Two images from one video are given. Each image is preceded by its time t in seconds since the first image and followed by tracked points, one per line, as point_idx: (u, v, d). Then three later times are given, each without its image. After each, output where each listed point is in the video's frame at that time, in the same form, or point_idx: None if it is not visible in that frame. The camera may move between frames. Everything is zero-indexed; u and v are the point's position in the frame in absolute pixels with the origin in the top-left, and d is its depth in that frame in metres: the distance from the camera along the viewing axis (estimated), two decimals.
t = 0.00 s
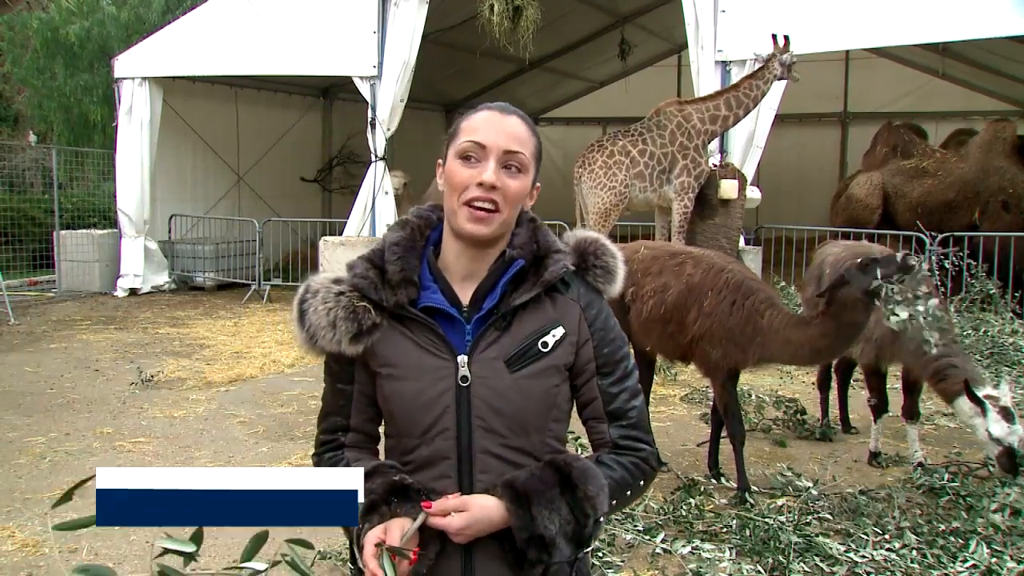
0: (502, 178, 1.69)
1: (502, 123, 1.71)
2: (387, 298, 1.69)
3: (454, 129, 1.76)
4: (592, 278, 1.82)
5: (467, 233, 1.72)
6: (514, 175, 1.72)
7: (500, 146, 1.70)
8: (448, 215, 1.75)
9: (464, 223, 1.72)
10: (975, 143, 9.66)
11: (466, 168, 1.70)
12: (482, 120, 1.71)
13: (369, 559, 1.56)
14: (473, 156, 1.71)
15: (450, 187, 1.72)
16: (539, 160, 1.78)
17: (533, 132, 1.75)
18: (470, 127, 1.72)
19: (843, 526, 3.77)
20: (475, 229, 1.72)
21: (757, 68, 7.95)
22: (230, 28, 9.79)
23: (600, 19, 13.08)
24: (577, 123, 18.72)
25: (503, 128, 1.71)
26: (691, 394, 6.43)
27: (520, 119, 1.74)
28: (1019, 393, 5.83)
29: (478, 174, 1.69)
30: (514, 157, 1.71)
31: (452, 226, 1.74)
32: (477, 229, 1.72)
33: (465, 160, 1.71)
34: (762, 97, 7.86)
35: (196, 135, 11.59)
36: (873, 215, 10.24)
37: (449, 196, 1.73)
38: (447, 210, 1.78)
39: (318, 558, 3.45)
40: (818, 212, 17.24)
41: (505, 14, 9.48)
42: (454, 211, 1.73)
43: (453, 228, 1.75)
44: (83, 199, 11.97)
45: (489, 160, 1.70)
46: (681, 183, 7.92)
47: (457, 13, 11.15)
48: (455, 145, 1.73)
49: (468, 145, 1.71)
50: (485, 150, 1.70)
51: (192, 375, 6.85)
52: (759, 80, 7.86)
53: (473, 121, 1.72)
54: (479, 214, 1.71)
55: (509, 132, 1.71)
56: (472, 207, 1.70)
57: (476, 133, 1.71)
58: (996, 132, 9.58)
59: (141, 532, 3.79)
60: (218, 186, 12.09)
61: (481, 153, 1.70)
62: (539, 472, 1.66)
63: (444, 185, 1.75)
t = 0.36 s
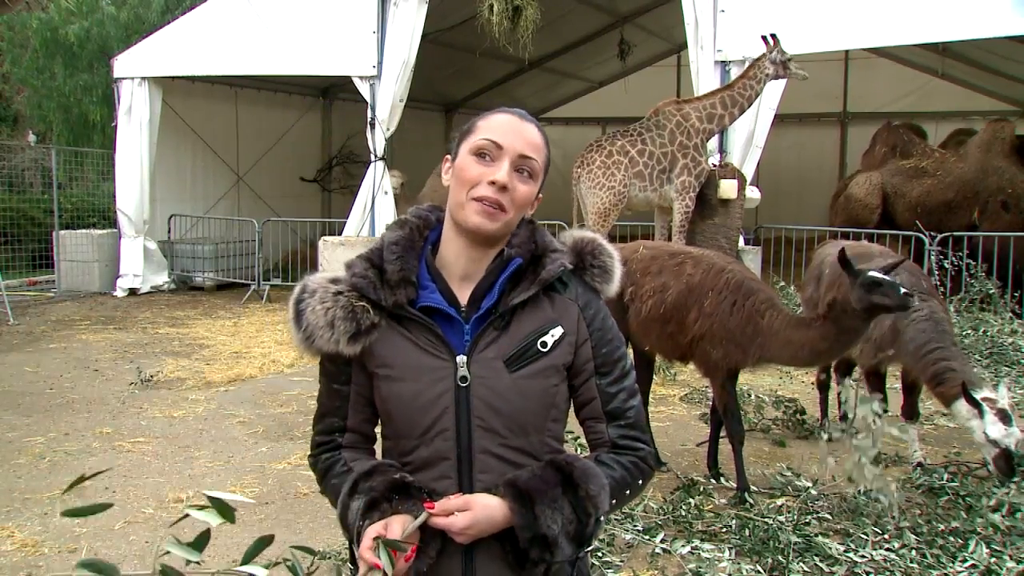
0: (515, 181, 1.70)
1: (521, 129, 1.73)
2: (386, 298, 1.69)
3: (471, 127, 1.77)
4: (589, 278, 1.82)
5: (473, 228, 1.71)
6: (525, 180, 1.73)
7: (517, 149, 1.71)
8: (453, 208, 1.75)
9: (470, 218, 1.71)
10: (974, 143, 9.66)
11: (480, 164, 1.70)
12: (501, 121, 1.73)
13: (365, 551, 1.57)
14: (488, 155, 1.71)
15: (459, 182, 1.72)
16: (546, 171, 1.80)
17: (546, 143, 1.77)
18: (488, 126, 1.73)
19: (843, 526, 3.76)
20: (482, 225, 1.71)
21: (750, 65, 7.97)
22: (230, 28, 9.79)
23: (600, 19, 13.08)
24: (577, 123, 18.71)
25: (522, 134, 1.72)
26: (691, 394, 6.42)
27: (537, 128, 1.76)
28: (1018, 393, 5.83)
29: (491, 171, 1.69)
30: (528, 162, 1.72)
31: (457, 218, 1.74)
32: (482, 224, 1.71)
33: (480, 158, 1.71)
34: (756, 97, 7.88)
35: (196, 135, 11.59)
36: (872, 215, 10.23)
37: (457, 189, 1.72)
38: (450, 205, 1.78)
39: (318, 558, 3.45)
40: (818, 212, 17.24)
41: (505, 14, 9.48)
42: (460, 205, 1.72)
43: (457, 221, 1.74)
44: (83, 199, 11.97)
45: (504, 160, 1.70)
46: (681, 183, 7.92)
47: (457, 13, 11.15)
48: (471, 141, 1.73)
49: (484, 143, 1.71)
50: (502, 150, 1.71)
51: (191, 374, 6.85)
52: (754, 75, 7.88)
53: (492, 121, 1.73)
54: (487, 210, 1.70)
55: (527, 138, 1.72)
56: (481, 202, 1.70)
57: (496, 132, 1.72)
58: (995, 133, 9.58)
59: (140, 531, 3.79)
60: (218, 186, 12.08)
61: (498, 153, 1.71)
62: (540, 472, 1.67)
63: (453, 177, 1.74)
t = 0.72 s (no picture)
0: (520, 180, 1.70)
1: (523, 127, 1.73)
2: (392, 299, 1.68)
3: (471, 128, 1.76)
4: (593, 276, 1.82)
5: (480, 228, 1.71)
6: (530, 178, 1.73)
7: (521, 148, 1.71)
8: (459, 209, 1.74)
9: (477, 219, 1.71)
10: (972, 143, 9.67)
11: (485, 165, 1.70)
12: (502, 121, 1.73)
13: (373, 549, 1.57)
14: (492, 155, 1.71)
15: (465, 183, 1.71)
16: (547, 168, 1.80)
17: (546, 140, 1.78)
18: (491, 126, 1.72)
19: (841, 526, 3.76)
20: (489, 225, 1.71)
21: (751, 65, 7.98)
22: (229, 29, 9.79)
23: (599, 20, 13.08)
24: (576, 124, 18.72)
25: (524, 133, 1.72)
26: (690, 395, 6.43)
27: (538, 125, 1.76)
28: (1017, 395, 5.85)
29: (497, 171, 1.69)
30: (532, 160, 1.72)
31: (463, 219, 1.73)
32: (490, 224, 1.71)
33: (483, 158, 1.71)
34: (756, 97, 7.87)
35: (195, 136, 11.59)
36: (871, 216, 10.23)
37: (463, 190, 1.72)
38: (454, 207, 1.77)
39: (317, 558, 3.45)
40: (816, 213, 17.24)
41: (504, 15, 9.48)
42: (466, 206, 1.72)
43: (463, 222, 1.74)
44: (82, 200, 11.96)
45: (509, 160, 1.70)
46: (679, 183, 7.92)
47: (456, 14, 11.16)
48: (473, 142, 1.73)
49: (487, 143, 1.71)
50: (506, 148, 1.70)
51: (190, 375, 6.85)
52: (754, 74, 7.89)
53: (494, 120, 1.73)
54: (494, 210, 1.70)
55: (531, 136, 1.72)
56: (487, 203, 1.70)
57: (498, 132, 1.71)
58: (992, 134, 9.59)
59: (140, 533, 3.79)
60: (216, 187, 12.07)
61: (501, 153, 1.70)
62: (544, 468, 1.66)
63: (457, 178, 1.74)
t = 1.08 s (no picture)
0: (532, 183, 1.69)
1: (525, 128, 1.71)
2: (405, 302, 1.68)
3: (470, 134, 1.74)
4: (604, 281, 1.82)
5: (497, 237, 1.70)
6: (539, 180, 1.72)
7: (529, 151, 1.70)
8: (471, 219, 1.73)
9: (493, 227, 1.70)
10: (971, 147, 9.70)
11: (495, 173, 1.69)
12: (505, 126, 1.71)
13: (389, 556, 1.57)
14: (499, 161, 1.69)
15: (476, 193, 1.70)
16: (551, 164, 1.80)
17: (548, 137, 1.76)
18: (494, 132, 1.70)
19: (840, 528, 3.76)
20: (506, 232, 1.70)
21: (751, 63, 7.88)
22: (228, 31, 9.80)
23: (597, 23, 13.09)
24: (575, 127, 18.73)
25: (527, 133, 1.71)
26: (689, 398, 6.43)
27: (539, 124, 1.75)
28: (1015, 398, 5.87)
29: (507, 178, 1.68)
30: (539, 161, 1.71)
31: (477, 228, 1.72)
32: (507, 232, 1.70)
33: (492, 166, 1.69)
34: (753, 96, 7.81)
35: (193, 138, 11.60)
36: (868, 219, 10.23)
37: (475, 201, 1.70)
38: (463, 215, 1.76)
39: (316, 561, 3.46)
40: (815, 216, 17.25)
41: (502, 18, 9.49)
42: (480, 215, 1.71)
43: (477, 230, 1.73)
44: (80, 203, 11.96)
45: (517, 164, 1.69)
46: (678, 186, 7.92)
47: (455, 17, 11.16)
48: (476, 150, 1.70)
49: (494, 150, 1.69)
50: (513, 154, 1.69)
51: (188, 378, 6.85)
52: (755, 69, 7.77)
53: (496, 126, 1.71)
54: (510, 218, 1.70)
55: (535, 138, 1.71)
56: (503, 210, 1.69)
57: (502, 138, 1.70)
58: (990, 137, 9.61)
59: (138, 536, 3.79)
60: (215, 191, 12.07)
61: (509, 158, 1.69)
62: (556, 469, 1.66)
63: (465, 188, 1.72)
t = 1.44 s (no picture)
0: (536, 188, 1.70)
1: (531, 135, 1.73)
2: (401, 310, 1.69)
3: (475, 138, 1.74)
4: (602, 285, 1.82)
5: (498, 240, 1.70)
6: (543, 186, 1.73)
7: (534, 156, 1.70)
8: (473, 221, 1.73)
9: (495, 229, 1.70)
10: (962, 150, 9.78)
11: (500, 175, 1.69)
12: (512, 130, 1.72)
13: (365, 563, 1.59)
14: (504, 164, 1.70)
15: (479, 195, 1.70)
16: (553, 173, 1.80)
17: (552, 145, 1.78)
18: (500, 136, 1.71)
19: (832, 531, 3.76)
20: (507, 236, 1.70)
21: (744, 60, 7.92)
22: (220, 35, 9.79)
23: (589, 27, 13.10)
24: (567, 130, 18.74)
25: (533, 139, 1.72)
26: (681, 401, 6.44)
27: (545, 132, 1.76)
28: (1006, 402, 5.89)
29: (513, 181, 1.69)
30: (543, 167, 1.72)
31: (479, 229, 1.72)
32: (508, 235, 1.70)
33: (496, 168, 1.70)
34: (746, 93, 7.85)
35: (184, 141, 11.58)
36: (860, 222, 10.24)
37: (479, 202, 1.71)
38: (465, 217, 1.76)
39: (308, 566, 3.45)
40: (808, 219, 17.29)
41: (494, 22, 9.50)
42: (483, 217, 1.71)
43: (479, 233, 1.73)
44: (72, 206, 11.93)
45: (522, 168, 1.70)
46: (670, 189, 7.93)
47: (447, 21, 11.17)
48: (482, 152, 1.71)
49: (499, 153, 1.70)
50: (518, 158, 1.70)
51: (181, 382, 6.83)
52: (745, 74, 7.84)
53: (503, 129, 1.72)
54: (511, 221, 1.70)
55: (541, 144, 1.72)
56: (507, 213, 1.69)
57: (509, 142, 1.70)
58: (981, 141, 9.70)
59: (128, 540, 3.78)
60: (207, 194, 12.05)
61: (514, 162, 1.70)
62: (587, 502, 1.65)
63: (469, 190, 1.72)
